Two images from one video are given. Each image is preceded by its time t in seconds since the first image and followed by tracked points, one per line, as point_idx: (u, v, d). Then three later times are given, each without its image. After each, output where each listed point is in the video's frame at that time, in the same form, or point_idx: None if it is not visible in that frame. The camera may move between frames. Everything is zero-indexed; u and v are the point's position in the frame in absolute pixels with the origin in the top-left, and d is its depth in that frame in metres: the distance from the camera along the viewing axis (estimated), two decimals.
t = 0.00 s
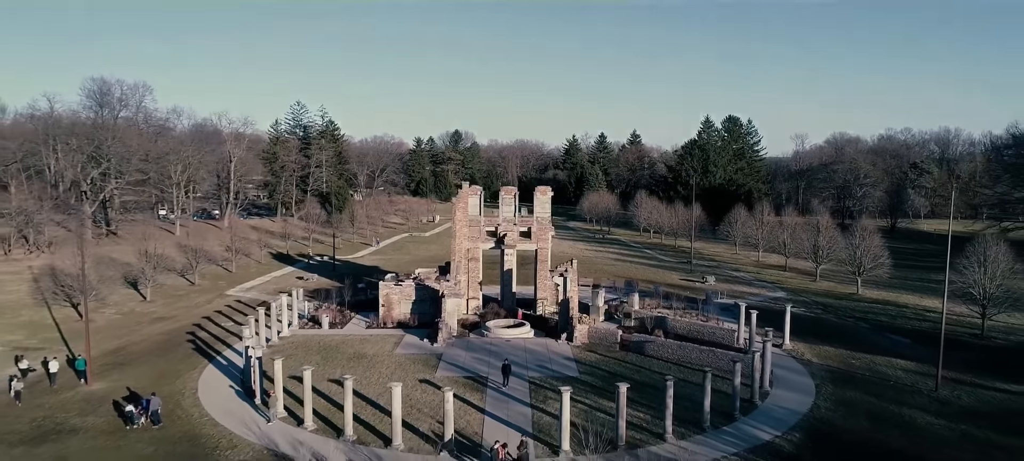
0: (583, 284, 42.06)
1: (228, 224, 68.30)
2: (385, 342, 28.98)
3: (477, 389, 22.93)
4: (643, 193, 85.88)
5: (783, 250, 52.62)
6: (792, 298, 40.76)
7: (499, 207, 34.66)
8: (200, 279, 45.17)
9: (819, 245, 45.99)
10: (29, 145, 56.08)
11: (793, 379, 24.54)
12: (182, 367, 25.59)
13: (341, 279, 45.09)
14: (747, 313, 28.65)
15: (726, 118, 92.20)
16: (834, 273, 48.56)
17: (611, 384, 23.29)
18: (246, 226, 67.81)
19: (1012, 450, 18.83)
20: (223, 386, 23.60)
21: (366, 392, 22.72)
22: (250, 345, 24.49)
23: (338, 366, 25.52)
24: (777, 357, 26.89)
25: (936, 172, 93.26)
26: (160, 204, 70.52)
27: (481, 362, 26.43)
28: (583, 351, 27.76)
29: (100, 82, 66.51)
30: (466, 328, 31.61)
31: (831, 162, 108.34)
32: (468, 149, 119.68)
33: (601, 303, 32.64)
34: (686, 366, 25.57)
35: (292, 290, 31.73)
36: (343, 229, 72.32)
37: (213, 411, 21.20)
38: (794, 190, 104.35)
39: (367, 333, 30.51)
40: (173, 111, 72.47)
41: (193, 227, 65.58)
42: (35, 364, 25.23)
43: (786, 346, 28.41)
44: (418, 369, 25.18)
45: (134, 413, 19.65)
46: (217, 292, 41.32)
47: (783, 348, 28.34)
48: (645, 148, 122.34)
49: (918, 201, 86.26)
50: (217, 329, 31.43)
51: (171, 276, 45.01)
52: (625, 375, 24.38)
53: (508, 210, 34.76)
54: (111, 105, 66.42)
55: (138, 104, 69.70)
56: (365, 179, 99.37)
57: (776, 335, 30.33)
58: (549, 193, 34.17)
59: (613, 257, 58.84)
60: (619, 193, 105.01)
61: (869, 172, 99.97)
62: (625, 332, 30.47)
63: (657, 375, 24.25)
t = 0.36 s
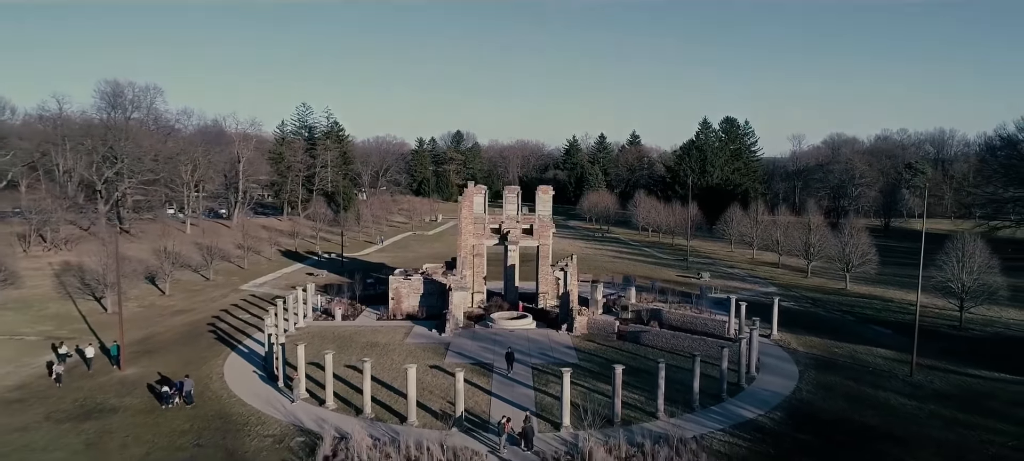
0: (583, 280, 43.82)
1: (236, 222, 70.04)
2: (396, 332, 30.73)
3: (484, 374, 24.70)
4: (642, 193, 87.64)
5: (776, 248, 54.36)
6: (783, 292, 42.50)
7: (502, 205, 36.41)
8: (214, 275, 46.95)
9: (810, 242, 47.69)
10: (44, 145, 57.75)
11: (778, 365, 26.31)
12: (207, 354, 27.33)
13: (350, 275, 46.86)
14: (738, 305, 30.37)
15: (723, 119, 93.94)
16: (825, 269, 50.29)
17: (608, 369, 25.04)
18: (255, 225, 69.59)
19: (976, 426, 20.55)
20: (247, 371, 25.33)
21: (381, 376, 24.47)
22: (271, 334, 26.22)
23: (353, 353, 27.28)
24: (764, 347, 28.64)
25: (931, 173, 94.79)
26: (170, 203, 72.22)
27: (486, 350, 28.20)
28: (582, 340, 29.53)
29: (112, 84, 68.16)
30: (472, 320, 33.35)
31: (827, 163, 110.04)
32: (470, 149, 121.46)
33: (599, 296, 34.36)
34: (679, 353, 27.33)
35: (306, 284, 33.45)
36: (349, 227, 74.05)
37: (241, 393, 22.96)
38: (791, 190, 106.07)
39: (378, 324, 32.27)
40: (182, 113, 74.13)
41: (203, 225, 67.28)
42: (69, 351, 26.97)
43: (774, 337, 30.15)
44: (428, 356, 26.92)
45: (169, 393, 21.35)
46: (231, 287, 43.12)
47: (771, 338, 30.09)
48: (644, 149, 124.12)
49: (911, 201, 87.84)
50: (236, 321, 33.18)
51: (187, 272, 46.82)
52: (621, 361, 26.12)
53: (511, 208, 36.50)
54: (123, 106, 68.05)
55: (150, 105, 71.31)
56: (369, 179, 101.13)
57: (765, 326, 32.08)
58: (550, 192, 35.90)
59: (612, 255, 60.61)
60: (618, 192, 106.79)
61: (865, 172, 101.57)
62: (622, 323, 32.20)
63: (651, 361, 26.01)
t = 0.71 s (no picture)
0: (582, 275, 45.63)
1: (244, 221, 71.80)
2: (405, 324, 32.55)
3: (490, 360, 26.54)
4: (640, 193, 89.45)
5: (769, 245, 56.17)
6: (774, 288, 44.33)
7: (506, 204, 38.19)
8: (227, 271, 48.83)
9: (801, 240, 49.51)
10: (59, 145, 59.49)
11: (764, 353, 28.14)
12: (230, 343, 29.16)
13: (358, 270, 48.70)
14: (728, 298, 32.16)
15: (720, 119, 95.76)
16: (817, 267, 52.04)
17: (605, 356, 26.88)
18: (263, 223, 71.37)
19: (944, 406, 22.33)
20: (268, 357, 27.15)
21: (394, 362, 26.27)
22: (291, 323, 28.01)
23: (367, 342, 29.10)
24: (752, 337, 30.49)
25: (925, 173, 96.29)
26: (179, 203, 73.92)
27: (492, 339, 30.07)
28: (581, 331, 31.38)
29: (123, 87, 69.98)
30: (477, 313, 35.16)
31: (824, 163, 111.69)
32: (472, 149, 123.22)
33: (597, 290, 36.16)
34: (672, 342, 29.17)
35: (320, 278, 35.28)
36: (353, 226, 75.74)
37: (265, 376, 24.79)
38: (787, 190, 107.80)
39: (388, 316, 34.08)
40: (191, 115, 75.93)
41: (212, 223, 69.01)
42: (101, 340, 28.82)
43: (762, 328, 32.01)
44: (437, 345, 28.76)
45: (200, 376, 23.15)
46: (245, 282, 45.00)
47: (760, 328, 31.93)
48: (643, 149, 125.95)
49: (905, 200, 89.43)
50: (254, 313, 35.04)
51: (201, 268, 48.70)
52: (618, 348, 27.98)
53: (514, 206, 38.28)
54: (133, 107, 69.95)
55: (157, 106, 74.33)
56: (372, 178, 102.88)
57: (754, 319, 33.91)
58: (552, 192, 37.72)
59: (611, 252, 62.46)
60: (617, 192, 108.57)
61: (860, 171, 103.13)
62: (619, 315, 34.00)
63: (645, 348, 27.86)
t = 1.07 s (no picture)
0: (582, 272, 47.57)
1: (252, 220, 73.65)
2: (414, 316, 34.50)
3: (495, 349, 28.48)
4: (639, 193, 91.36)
5: (762, 243, 58.11)
6: (765, 283, 46.26)
7: (509, 203, 40.08)
8: (240, 268, 50.77)
9: (792, 237, 51.40)
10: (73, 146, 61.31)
11: (751, 342, 30.12)
12: (251, 333, 31.12)
13: (367, 267, 50.65)
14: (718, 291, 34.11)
15: (717, 121, 97.77)
16: (808, 263, 53.94)
17: (602, 344, 28.84)
18: (270, 222, 73.25)
19: (914, 389, 24.22)
20: (288, 346, 29.10)
21: (406, 350, 28.22)
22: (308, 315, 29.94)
23: (380, 333, 31.06)
24: (741, 328, 32.46)
25: (918, 172, 98.03)
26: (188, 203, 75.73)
27: (496, 330, 32.04)
28: (580, 322, 33.34)
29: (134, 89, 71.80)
30: (482, 307, 37.09)
31: (819, 163, 113.50)
32: (473, 150, 125.12)
33: (596, 284, 38.08)
34: (665, 332, 31.14)
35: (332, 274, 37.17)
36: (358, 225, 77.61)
37: (287, 363, 26.75)
38: (783, 189, 109.71)
39: (398, 310, 36.01)
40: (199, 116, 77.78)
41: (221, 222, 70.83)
42: (131, 331, 30.80)
43: (751, 320, 33.99)
44: (445, 335, 30.71)
45: (228, 362, 25.11)
46: (259, 278, 46.99)
47: (748, 320, 33.91)
48: (642, 150, 127.89)
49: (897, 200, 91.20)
50: (270, 306, 36.99)
51: (215, 264, 50.67)
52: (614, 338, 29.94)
53: (517, 205, 40.17)
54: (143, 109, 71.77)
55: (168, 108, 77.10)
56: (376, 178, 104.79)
57: (744, 312, 35.87)
58: (553, 191, 39.65)
59: (610, 250, 64.43)
60: (616, 191, 110.47)
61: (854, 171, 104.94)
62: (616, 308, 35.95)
63: (639, 338, 29.81)
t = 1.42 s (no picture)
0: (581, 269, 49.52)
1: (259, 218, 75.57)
2: (421, 310, 36.43)
3: (498, 339, 30.41)
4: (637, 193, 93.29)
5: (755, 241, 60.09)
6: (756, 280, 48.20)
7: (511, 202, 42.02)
8: (251, 265, 52.71)
9: (783, 236, 53.32)
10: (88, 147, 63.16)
11: (739, 334, 32.07)
12: (269, 325, 33.06)
13: (374, 265, 52.56)
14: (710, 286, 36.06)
15: (714, 122, 99.67)
16: (799, 261, 55.86)
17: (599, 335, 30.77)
18: (277, 221, 75.16)
19: (889, 375, 26.05)
20: (304, 336, 31.01)
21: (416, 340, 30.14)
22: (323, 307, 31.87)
23: (390, 325, 32.99)
24: (730, 320, 34.43)
25: (912, 173, 99.74)
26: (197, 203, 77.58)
27: (500, 322, 33.97)
28: (579, 315, 35.28)
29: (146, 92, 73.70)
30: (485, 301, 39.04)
31: (816, 163, 115.33)
32: (474, 150, 126.94)
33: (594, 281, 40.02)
34: (658, 324, 33.07)
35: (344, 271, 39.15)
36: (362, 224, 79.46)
37: (305, 351, 28.68)
38: (780, 189, 111.60)
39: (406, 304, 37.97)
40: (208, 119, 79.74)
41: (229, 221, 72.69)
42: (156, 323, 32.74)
43: (741, 313, 35.94)
44: (452, 326, 32.66)
45: (251, 350, 27.03)
46: (270, 275, 48.94)
47: (738, 314, 35.87)
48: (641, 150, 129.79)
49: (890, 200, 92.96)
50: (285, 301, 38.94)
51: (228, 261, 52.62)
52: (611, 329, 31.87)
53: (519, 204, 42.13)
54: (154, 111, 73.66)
55: (177, 110, 78.88)
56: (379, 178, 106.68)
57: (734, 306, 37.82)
58: (553, 191, 41.58)
59: (609, 249, 66.43)
60: (615, 191, 112.34)
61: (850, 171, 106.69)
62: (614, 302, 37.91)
63: (634, 329, 31.75)
